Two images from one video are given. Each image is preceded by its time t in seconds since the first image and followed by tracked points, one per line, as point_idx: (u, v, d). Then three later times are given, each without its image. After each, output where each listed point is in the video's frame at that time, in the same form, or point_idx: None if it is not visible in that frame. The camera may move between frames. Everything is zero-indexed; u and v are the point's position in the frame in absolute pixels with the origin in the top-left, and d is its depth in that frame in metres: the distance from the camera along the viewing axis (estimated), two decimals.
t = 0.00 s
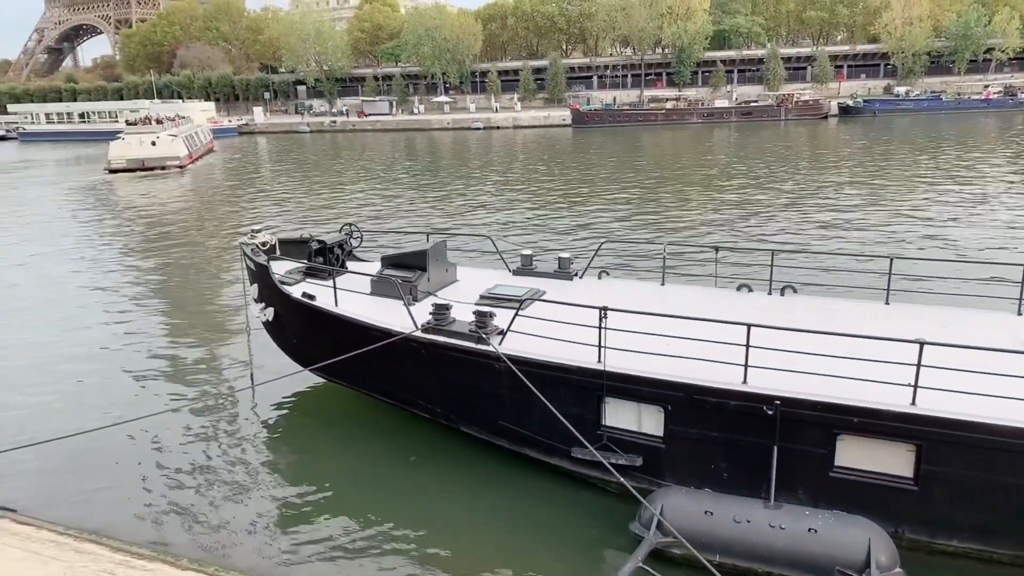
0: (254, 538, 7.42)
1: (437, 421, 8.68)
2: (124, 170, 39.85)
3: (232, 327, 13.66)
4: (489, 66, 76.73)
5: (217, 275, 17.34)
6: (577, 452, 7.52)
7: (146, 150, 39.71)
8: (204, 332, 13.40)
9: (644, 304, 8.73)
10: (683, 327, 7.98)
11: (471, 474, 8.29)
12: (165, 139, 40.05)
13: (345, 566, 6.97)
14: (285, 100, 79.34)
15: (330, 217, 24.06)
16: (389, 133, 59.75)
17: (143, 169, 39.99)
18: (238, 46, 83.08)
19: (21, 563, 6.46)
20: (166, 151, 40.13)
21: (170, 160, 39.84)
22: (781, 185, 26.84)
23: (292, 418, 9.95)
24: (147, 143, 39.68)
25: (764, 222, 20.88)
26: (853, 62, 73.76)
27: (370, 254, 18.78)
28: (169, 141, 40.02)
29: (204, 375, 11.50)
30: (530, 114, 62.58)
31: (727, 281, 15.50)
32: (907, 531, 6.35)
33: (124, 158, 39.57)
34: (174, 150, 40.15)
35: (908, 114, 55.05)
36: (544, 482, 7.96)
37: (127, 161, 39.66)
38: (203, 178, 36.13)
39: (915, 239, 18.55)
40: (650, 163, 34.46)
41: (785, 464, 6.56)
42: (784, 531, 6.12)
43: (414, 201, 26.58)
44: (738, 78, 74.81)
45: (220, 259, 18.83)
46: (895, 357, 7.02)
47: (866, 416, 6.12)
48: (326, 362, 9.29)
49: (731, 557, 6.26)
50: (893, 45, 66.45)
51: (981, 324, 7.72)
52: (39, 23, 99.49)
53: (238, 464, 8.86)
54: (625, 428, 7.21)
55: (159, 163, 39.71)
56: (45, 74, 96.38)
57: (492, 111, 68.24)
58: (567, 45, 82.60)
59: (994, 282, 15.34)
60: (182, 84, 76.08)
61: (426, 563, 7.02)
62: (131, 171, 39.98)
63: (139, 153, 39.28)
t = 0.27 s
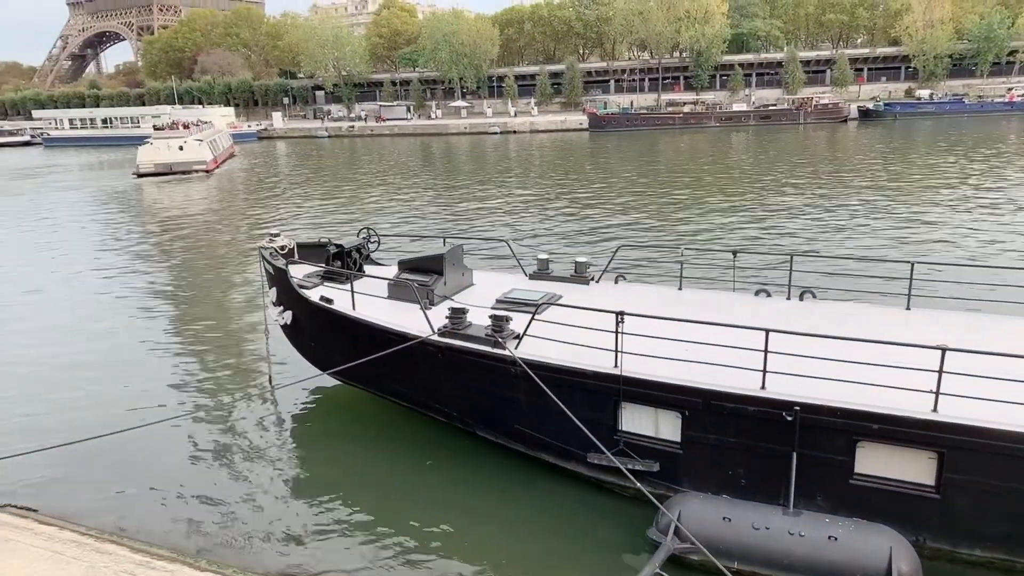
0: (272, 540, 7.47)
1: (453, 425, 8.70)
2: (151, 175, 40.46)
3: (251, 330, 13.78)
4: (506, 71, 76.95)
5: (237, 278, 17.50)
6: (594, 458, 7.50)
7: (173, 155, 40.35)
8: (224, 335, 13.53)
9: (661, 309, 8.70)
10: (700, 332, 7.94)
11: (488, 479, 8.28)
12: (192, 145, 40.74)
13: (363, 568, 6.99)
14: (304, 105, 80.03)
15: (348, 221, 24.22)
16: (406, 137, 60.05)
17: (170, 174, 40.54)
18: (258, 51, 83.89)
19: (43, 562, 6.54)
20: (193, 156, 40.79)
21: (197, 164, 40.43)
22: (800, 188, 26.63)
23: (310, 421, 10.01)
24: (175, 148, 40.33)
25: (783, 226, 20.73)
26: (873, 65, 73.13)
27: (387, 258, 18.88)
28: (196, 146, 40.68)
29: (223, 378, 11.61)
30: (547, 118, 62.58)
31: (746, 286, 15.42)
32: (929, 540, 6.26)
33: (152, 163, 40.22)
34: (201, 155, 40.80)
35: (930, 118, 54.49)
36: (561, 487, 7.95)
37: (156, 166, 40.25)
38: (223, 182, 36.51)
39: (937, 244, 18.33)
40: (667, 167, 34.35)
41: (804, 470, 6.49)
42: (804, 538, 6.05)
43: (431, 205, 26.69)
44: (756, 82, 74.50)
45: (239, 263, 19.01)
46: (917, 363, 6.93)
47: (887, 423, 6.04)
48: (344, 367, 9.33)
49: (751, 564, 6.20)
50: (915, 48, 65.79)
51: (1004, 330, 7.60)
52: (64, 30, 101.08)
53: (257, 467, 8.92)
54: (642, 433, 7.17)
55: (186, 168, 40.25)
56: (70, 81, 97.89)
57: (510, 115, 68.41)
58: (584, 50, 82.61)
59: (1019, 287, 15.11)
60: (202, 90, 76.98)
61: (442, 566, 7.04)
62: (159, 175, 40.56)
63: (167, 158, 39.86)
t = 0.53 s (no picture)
0: (280, 540, 7.50)
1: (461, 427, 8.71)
2: (170, 176, 40.72)
3: (261, 331, 13.86)
4: (516, 74, 77.07)
5: (248, 280, 17.61)
6: (603, 461, 7.48)
7: (191, 156, 40.71)
8: (234, 337, 13.59)
9: (671, 313, 8.69)
10: (711, 336, 7.92)
11: (496, 482, 8.26)
12: (208, 146, 41.20)
13: (370, 570, 7.01)
14: (315, 108, 80.42)
15: (358, 223, 24.32)
16: (417, 140, 60.20)
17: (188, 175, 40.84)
18: (269, 54, 84.18)
19: (53, 559, 6.60)
20: (210, 156, 41.24)
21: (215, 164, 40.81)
22: (811, 192, 26.53)
23: (319, 423, 10.04)
24: (192, 149, 40.72)
25: (793, 229, 20.64)
26: (886, 68, 72.76)
27: (397, 260, 18.94)
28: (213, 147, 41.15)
29: (234, 379, 11.68)
30: (557, 121, 62.58)
31: (756, 291, 15.38)
32: (941, 547, 6.21)
33: (171, 164, 40.49)
34: (218, 155, 41.27)
35: (943, 122, 54.15)
36: (568, 490, 7.95)
37: (174, 167, 40.53)
38: (234, 184, 36.72)
39: (950, 248, 18.21)
40: (677, 170, 34.29)
41: (814, 476, 6.46)
42: (814, 544, 6.02)
43: (441, 207, 26.76)
44: (767, 85, 74.30)
45: (250, 265, 19.13)
46: (928, 369, 6.89)
47: (898, 428, 6.00)
48: (354, 368, 9.36)
49: (760, 570, 6.17)
50: (928, 51, 65.40)
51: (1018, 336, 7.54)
52: (78, 33, 101.92)
53: (266, 469, 8.94)
54: (651, 438, 7.15)
55: (203, 169, 40.67)
56: (84, 83, 98.65)
57: (519, 118, 68.46)
58: (595, 53, 82.61)
59: None
60: (214, 92, 77.48)
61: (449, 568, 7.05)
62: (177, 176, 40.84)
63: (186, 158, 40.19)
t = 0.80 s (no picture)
0: (290, 542, 7.51)
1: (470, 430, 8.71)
2: (187, 179, 40.81)
3: (271, 334, 13.91)
4: (526, 77, 77.25)
5: (258, 283, 17.69)
6: (613, 465, 7.46)
7: (208, 160, 40.75)
8: (244, 340, 13.65)
9: (681, 316, 8.66)
10: (721, 339, 7.89)
11: (506, 486, 8.25)
12: (225, 149, 41.23)
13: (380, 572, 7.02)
14: (325, 111, 80.83)
15: (368, 226, 24.40)
16: (427, 144, 60.38)
17: (204, 178, 40.91)
18: (280, 58, 84.57)
19: (66, 560, 6.63)
20: (227, 160, 41.32)
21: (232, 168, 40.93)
22: (822, 196, 26.41)
23: (329, 426, 10.07)
24: (209, 152, 40.74)
25: (804, 233, 20.55)
26: (898, 71, 72.40)
27: (406, 263, 18.98)
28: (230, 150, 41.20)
29: (245, 381, 11.73)
30: (566, 125, 62.58)
31: (766, 294, 15.32)
32: (954, 554, 6.15)
33: (188, 167, 40.55)
34: (235, 159, 41.34)
35: (956, 124, 53.85)
36: (578, 494, 7.94)
37: (191, 170, 40.60)
38: (245, 188, 36.89)
39: (962, 252, 18.08)
40: (687, 173, 34.22)
41: (826, 481, 6.41)
42: (826, 549, 5.98)
43: (450, 211, 26.82)
44: (778, 89, 74.10)
45: (261, 268, 19.22)
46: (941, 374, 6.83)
47: (911, 434, 5.95)
48: (365, 371, 9.38)
49: None
50: (940, 54, 65.06)
51: None
52: (91, 38, 102.68)
53: (275, 473, 8.95)
54: (661, 442, 7.13)
55: (220, 172, 40.73)
56: (97, 88, 99.34)
57: (529, 122, 68.55)
58: (605, 56, 82.62)
59: None
60: (226, 96, 77.96)
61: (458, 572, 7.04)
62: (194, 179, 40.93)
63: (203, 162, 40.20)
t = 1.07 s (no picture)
0: (305, 545, 7.56)
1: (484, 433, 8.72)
2: (210, 183, 41.39)
3: (288, 338, 14.04)
4: (540, 82, 77.42)
5: (274, 287, 17.81)
6: (627, 469, 7.43)
7: (231, 164, 41.25)
8: (260, 344, 13.75)
9: (695, 320, 8.63)
10: (737, 344, 7.85)
11: (519, 491, 8.24)
12: (248, 153, 41.67)
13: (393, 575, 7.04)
14: (341, 116, 81.40)
15: (382, 230, 24.52)
16: (442, 148, 60.54)
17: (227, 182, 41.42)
18: (296, 63, 85.24)
19: (84, 561, 6.69)
20: (249, 164, 41.78)
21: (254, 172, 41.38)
22: (838, 199, 26.24)
23: (344, 430, 10.12)
24: (232, 156, 41.18)
25: (820, 237, 20.42)
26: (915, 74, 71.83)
27: (420, 267, 19.05)
28: (253, 155, 41.62)
29: (261, 385, 11.80)
30: (581, 129, 62.57)
31: (782, 298, 15.23)
32: (974, 562, 6.06)
33: (211, 172, 41.13)
34: (257, 163, 41.77)
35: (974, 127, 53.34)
36: (592, 498, 7.93)
37: (214, 174, 41.16)
38: (262, 193, 37.20)
39: (981, 256, 17.90)
40: (701, 177, 34.12)
41: (843, 488, 6.35)
42: (843, 556, 5.91)
43: (464, 214, 26.86)
44: (793, 92, 73.76)
45: (276, 272, 19.35)
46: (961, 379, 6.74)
47: (929, 440, 5.89)
48: (379, 375, 9.41)
49: None
50: (958, 56, 64.51)
51: None
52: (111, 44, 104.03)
53: (290, 475, 9.01)
54: (676, 447, 7.09)
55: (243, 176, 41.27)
56: (117, 94, 100.59)
57: (543, 126, 68.59)
58: (619, 60, 82.64)
59: None
60: (242, 101, 78.64)
61: None
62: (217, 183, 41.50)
63: (226, 166, 40.67)
